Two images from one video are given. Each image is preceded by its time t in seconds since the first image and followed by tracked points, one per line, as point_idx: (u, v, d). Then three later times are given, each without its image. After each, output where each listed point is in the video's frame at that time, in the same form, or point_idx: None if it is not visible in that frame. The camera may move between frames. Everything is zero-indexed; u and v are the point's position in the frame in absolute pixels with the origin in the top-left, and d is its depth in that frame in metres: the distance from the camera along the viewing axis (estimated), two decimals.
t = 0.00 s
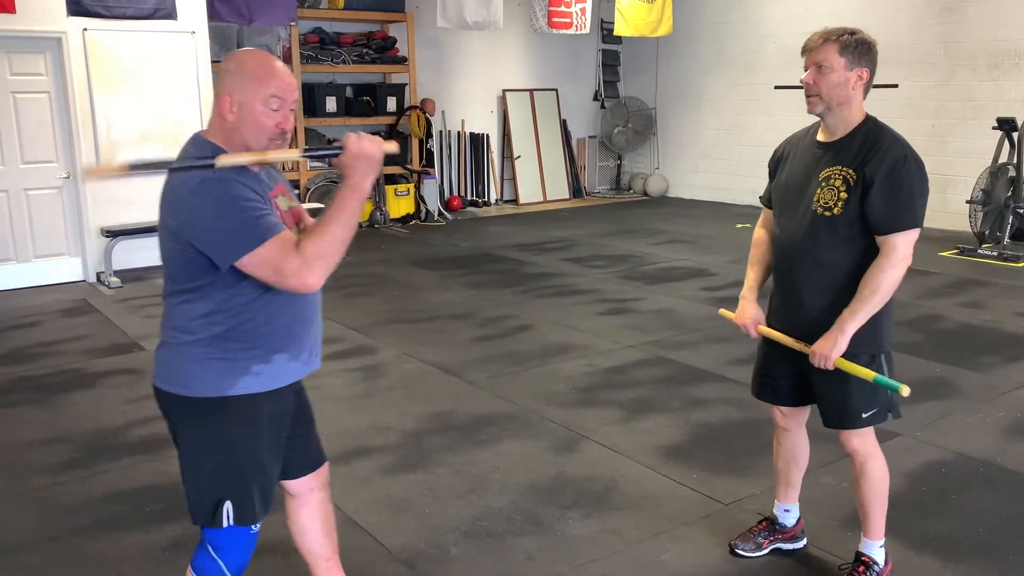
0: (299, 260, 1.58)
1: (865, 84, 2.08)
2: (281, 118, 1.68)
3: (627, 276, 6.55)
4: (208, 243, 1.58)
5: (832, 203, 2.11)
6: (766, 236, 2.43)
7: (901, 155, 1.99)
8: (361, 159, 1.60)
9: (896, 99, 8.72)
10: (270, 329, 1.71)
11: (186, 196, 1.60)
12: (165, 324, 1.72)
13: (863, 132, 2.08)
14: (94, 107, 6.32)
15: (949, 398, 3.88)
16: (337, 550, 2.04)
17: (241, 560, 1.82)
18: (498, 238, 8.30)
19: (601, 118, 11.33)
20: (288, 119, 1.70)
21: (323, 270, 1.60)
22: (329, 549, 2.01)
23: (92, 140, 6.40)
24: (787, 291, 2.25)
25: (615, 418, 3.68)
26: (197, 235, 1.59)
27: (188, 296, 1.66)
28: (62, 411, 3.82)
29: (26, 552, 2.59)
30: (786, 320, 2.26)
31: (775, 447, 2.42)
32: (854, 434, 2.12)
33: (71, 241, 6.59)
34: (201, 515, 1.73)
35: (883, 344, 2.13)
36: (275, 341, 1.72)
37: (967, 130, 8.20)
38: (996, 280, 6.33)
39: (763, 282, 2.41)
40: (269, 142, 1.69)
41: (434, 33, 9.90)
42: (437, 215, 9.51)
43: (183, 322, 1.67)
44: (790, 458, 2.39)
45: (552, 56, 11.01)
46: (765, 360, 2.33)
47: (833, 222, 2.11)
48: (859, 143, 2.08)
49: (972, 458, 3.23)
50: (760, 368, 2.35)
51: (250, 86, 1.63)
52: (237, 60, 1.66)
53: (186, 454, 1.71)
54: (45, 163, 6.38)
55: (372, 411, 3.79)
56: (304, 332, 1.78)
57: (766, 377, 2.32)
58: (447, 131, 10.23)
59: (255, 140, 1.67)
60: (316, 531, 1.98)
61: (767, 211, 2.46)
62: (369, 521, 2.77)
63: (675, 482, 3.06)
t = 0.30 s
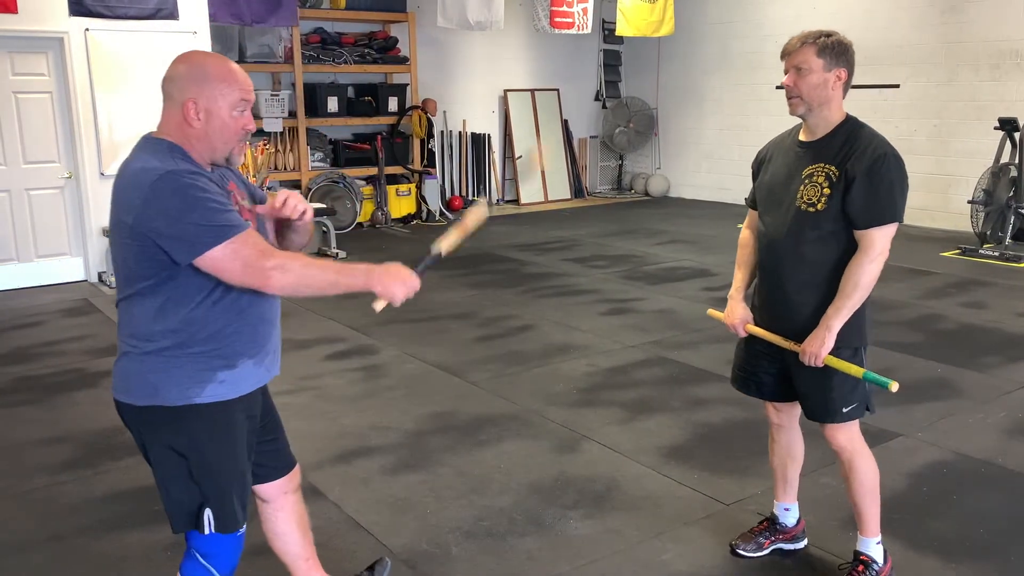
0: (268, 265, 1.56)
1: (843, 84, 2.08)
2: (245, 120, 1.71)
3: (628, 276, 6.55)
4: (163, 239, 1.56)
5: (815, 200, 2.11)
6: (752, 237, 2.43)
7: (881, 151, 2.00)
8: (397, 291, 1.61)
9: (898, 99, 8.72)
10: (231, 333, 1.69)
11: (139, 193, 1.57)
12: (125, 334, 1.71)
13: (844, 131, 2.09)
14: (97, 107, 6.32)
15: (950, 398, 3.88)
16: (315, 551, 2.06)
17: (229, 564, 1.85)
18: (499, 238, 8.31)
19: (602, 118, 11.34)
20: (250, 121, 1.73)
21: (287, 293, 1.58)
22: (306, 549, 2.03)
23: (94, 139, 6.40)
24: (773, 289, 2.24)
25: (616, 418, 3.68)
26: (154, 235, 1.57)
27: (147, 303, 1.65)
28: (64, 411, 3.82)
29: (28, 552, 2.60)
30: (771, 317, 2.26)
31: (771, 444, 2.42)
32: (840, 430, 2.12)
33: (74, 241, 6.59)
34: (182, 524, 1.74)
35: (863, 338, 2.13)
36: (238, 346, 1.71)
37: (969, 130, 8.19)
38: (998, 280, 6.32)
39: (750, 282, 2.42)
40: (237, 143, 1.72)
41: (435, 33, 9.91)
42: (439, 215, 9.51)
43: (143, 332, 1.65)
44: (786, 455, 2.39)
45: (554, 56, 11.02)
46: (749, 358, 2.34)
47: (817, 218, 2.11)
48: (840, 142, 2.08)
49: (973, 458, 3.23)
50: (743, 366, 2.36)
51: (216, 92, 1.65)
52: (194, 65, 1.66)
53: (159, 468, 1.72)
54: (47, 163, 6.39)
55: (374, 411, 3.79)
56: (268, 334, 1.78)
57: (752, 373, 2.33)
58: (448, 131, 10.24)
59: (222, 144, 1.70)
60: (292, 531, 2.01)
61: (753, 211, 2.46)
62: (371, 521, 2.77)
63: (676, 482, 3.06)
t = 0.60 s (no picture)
0: (219, 286, 1.56)
1: (830, 85, 2.07)
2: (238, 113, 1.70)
3: (630, 276, 6.55)
4: (124, 243, 1.56)
5: (807, 200, 2.11)
6: (745, 239, 2.43)
7: (868, 150, 2.00)
8: (347, 359, 1.65)
9: (901, 99, 8.70)
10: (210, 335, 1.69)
11: (106, 195, 1.58)
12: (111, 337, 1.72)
13: (832, 130, 2.09)
14: (99, 108, 6.33)
15: (952, 398, 3.88)
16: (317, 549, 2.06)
17: (221, 565, 1.86)
18: (501, 238, 8.31)
19: (604, 118, 11.34)
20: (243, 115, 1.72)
21: (231, 317, 1.58)
22: (307, 548, 2.03)
23: (96, 139, 6.40)
24: (772, 290, 2.24)
25: (618, 418, 3.68)
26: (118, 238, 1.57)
27: (125, 305, 1.65)
28: (65, 411, 3.82)
29: (30, 552, 2.60)
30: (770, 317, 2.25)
31: (773, 442, 2.42)
32: (829, 426, 2.12)
33: (76, 241, 6.60)
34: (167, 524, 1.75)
35: (859, 333, 2.13)
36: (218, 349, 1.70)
37: (971, 130, 8.18)
38: (1000, 280, 6.32)
39: (746, 283, 2.42)
40: (232, 136, 1.71)
41: (437, 33, 9.91)
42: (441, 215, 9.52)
43: (123, 334, 1.66)
44: (788, 454, 2.39)
45: (556, 56, 11.02)
46: (754, 354, 2.33)
47: (810, 218, 2.11)
48: (828, 142, 2.09)
49: (975, 459, 3.22)
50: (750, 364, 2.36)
51: (209, 88, 1.65)
52: (183, 64, 1.66)
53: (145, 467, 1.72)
54: (50, 163, 6.39)
55: (375, 411, 3.79)
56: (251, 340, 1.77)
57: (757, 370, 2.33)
58: (450, 131, 10.24)
59: (219, 140, 1.69)
60: (294, 529, 2.01)
61: (746, 214, 2.46)
62: (373, 521, 2.77)
63: (678, 482, 3.06)
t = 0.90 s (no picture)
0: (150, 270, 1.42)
1: (834, 85, 2.07)
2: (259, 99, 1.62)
3: (631, 276, 6.55)
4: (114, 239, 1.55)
5: (807, 200, 2.11)
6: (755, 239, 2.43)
7: (869, 149, 1.99)
8: (268, 253, 1.35)
9: (902, 99, 8.70)
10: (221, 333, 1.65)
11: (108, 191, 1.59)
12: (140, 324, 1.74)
13: (835, 130, 2.09)
14: (100, 109, 6.33)
15: (953, 398, 3.87)
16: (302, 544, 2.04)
17: (225, 559, 1.83)
18: (502, 238, 8.31)
19: (605, 118, 11.33)
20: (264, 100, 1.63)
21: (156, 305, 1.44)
22: (295, 540, 2.01)
23: (97, 139, 6.41)
24: (773, 289, 2.24)
25: (619, 418, 3.68)
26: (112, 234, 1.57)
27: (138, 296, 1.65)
28: (66, 411, 3.82)
29: (31, 551, 2.60)
30: (774, 318, 2.25)
31: (776, 442, 2.42)
32: (839, 428, 2.12)
33: (77, 240, 6.61)
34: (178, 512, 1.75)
35: (866, 334, 2.13)
36: (230, 347, 1.67)
37: (973, 130, 8.17)
38: (1002, 280, 6.31)
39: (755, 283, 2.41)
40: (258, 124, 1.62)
41: (438, 33, 9.91)
42: (442, 215, 9.52)
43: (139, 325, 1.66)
44: (790, 455, 2.38)
45: (557, 56, 11.02)
46: (761, 356, 2.32)
47: (811, 217, 2.11)
48: (831, 141, 2.08)
49: (977, 459, 3.22)
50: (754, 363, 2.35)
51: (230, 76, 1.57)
52: (200, 56, 1.58)
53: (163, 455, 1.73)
54: (50, 163, 6.39)
55: (375, 411, 3.79)
56: (265, 339, 1.72)
57: (761, 374, 2.33)
58: (451, 131, 10.24)
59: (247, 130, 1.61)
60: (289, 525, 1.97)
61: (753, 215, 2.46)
62: (374, 521, 2.77)
63: (679, 482, 3.06)
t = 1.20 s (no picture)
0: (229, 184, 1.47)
1: (846, 84, 2.08)
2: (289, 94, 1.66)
3: (631, 276, 6.55)
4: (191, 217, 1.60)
5: (815, 198, 2.11)
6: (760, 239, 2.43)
7: (879, 148, 1.98)
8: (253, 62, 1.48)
9: (903, 99, 8.69)
10: (297, 302, 1.69)
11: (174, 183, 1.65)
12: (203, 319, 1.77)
13: (847, 128, 2.08)
14: (101, 108, 6.37)
15: (954, 399, 3.87)
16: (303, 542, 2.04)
17: (263, 544, 1.82)
18: (503, 238, 8.31)
19: (606, 117, 11.33)
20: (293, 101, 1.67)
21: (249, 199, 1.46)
22: (298, 537, 2.01)
23: (98, 138, 6.42)
24: (776, 289, 2.25)
25: (619, 418, 3.68)
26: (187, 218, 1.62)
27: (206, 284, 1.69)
28: (67, 411, 3.82)
29: (32, 550, 2.61)
30: (777, 319, 2.25)
31: (776, 444, 2.42)
32: (842, 431, 2.13)
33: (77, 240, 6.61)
34: (235, 493, 1.75)
35: (870, 338, 2.13)
36: (304, 315, 1.71)
37: (974, 130, 8.17)
38: (1003, 281, 6.31)
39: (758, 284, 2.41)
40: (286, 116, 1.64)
41: (439, 33, 9.91)
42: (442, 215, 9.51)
43: (208, 313, 1.69)
44: (791, 457, 2.38)
45: (558, 56, 11.02)
46: (764, 356, 2.32)
47: (817, 216, 2.11)
48: (842, 139, 2.08)
49: (977, 459, 3.22)
50: (755, 367, 2.35)
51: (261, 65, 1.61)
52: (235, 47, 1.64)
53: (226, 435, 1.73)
54: (51, 163, 6.39)
55: (376, 410, 3.79)
56: (330, 308, 1.77)
57: (763, 377, 2.33)
58: (452, 131, 10.24)
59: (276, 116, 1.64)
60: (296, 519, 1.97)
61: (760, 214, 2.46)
62: (374, 521, 2.77)
63: (679, 482, 3.06)
